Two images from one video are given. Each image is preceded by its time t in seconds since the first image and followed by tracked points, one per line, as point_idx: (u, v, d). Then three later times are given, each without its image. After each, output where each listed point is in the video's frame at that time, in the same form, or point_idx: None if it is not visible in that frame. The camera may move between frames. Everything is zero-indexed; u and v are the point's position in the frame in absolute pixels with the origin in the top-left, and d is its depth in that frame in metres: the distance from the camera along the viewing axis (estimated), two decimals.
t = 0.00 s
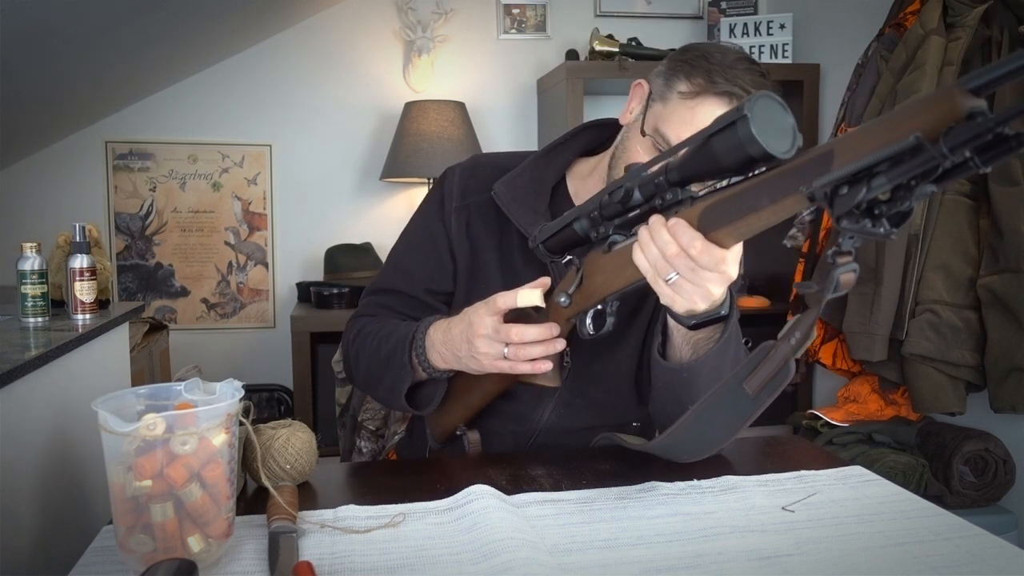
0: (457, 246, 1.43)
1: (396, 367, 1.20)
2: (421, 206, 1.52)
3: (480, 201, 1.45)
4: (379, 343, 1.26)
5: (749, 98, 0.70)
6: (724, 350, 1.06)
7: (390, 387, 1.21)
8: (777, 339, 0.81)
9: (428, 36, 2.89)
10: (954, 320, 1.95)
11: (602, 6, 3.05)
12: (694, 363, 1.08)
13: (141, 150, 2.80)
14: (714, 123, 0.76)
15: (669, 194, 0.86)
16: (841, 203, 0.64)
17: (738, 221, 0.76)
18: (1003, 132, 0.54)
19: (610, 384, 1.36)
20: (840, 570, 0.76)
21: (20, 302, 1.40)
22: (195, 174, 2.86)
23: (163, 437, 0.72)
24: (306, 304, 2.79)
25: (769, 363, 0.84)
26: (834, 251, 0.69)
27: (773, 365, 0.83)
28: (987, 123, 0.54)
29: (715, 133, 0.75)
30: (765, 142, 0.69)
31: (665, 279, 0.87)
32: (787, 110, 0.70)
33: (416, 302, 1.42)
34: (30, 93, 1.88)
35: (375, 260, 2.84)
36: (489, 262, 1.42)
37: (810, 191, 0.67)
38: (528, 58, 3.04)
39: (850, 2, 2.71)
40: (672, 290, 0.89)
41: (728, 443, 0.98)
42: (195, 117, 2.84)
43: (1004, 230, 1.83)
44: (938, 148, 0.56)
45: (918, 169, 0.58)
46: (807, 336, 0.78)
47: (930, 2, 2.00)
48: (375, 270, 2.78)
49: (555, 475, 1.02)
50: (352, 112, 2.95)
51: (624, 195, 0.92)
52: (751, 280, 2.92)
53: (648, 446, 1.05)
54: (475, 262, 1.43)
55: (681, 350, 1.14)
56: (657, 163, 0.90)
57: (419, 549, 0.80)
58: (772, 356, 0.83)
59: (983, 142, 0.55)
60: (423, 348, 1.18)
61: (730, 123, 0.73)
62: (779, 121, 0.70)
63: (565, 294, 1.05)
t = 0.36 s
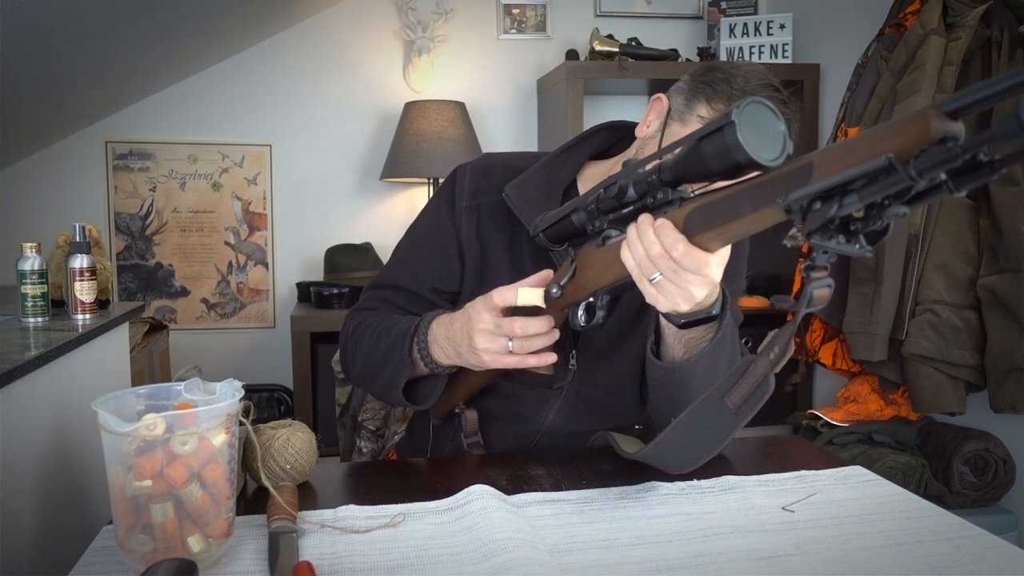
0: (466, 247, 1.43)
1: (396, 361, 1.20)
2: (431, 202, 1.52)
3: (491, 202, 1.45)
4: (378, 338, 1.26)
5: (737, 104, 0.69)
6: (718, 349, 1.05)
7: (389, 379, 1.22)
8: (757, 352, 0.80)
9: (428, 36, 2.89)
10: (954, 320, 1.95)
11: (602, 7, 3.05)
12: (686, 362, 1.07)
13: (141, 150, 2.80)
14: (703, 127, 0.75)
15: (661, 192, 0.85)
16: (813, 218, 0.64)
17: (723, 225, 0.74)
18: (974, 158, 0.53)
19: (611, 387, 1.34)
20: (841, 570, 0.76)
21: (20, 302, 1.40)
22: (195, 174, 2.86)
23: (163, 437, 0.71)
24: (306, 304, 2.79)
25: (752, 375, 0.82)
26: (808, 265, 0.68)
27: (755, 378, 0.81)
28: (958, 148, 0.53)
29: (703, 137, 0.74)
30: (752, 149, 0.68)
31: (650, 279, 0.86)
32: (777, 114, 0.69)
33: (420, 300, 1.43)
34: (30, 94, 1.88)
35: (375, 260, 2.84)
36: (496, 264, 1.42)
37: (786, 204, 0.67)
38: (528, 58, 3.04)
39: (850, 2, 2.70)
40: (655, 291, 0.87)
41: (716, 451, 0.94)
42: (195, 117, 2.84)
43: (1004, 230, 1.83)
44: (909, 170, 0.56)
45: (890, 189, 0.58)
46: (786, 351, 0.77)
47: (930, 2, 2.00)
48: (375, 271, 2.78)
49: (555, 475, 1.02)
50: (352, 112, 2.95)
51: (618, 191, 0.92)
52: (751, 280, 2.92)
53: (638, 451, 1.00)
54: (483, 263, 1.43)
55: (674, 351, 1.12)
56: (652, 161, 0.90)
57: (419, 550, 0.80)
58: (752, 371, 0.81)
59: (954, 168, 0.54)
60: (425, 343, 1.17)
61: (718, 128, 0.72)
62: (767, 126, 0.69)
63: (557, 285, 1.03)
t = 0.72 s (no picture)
0: (467, 249, 1.43)
1: (397, 363, 1.20)
2: (433, 203, 1.52)
3: (493, 204, 1.45)
4: (377, 339, 1.27)
5: (731, 106, 0.68)
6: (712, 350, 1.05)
7: (388, 380, 1.21)
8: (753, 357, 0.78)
9: (428, 36, 2.89)
10: (954, 320, 1.95)
11: (602, 6, 3.05)
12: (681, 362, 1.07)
13: (141, 150, 2.80)
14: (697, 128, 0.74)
15: (655, 194, 0.85)
16: (807, 222, 0.64)
17: (717, 227, 0.75)
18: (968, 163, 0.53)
19: (610, 387, 1.34)
20: (841, 570, 0.76)
21: (20, 302, 1.40)
22: (195, 174, 2.86)
23: (163, 437, 0.71)
24: (306, 304, 2.79)
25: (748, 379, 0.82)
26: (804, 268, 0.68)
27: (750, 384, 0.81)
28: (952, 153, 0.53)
29: (698, 138, 0.73)
30: (748, 153, 0.67)
31: (643, 281, 0.86)
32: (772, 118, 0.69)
33: (422, 301, 1.43)
34: (29, 94, 1.88)
35: (375, 260, 2.84)
36: (497, 266, 1.42)
37: (780, 207, 0.67)
38: (528, 58, 3.04)
39: (850, 2, 2.70)
40: (649, 292, 0.87)
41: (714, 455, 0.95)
42: (195, 117, 2.84)
43: (1004, 230, 1.83)
44: (902, 175, 0.56)
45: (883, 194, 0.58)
46: (781, 357, 0.76)
47: (930, 2, 2.00)
48: (375, 270, 2.78)
49: (555, 475, 1.02)
50: (352, 112, 2.95)
51: (612, 193, 0.92)
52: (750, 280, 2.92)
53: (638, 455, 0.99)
54: (485, 265, 1.43)
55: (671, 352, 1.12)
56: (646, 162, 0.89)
57: (419, 549, 0.80)
58: (748, 374, 0.80)
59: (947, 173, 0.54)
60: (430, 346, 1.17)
61: (712, 129, 0.71)
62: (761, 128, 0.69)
63: (551, 286, 1.02)
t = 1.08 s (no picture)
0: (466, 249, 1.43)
1: (403, 366, 1.20)
2: (432, 204, 1.52)
3: (491, 205, 1.45)
4: (380, 341, 1.27)
5: (738, 105, 0.70)
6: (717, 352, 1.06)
7: (393, 382, 1.21)
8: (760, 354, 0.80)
9: (428, 36, 2.89)
10: (954, 320, 1.95)
11: (602, 6, 3.05)
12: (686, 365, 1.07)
13: (141, 150, 2.80)
14: (701, 129, 0.75)
15: (660, 195, 0.85)
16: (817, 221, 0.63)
17: (723, 229, 0.74)
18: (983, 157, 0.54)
19: (611, 388, 1.35)
20: (840, 570, 0.76)
21: (20, 302, 1.40)
22: (195, 174, 2.86)
23: (163, 437, 0.72)
24: (306, 304, 2.79)
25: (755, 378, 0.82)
26: (812, 268, 0.68)
27: (758, 381, 0.82)
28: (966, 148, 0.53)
29: (705, 138, 0.74)
30: (754, 152, 0.69)
31: (649, 282, 0.86)
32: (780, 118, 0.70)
33: (422, 303, 1.43)
34: (30, 94, 1.88)
35: (375, 260, 2.84)
36: (497, 267, 1.42)
37: (789, 207, 0.66)
38: (529, 58, 3.04)
39: (850, 1, 2.70)
40: (655, 294, 0.87)
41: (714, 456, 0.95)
42: (195, 117, 2.84)
43: (1004, 229, 1.83)
44: (915, 171, 0.56)
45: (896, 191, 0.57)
46: (788, 355, 0.76)
47: (930, 2, 2.00)
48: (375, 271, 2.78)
49: (555, 475, 1.02)
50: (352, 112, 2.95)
51: (616, 194, 0.91)
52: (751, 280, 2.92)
53: (642, 452, 1.00)
54: (484, 266, 1.43)
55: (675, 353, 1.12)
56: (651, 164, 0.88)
57: (419, 549, 0.80)
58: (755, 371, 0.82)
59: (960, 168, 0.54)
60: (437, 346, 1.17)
61: (719, 129, 0.72)
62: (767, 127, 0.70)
63: (555, 289, 1.04)
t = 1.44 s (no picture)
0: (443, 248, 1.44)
1: (412, 372, 1.21)
2: (405, 215, 1.53)
3: (460, 204, 1.46)
4: (384, 347, 1.28)
5: (751, 101, 0.70)
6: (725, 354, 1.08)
7: (401, 391, 1.23)
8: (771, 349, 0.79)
9: (428, 36, 2.90)
10: (954, 320, 1.95)
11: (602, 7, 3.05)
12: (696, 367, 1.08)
13: (141, 150, 2.80)
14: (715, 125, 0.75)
15: (672, 189, 0.84)
16: (836, 219, 0.64)
17: (733, 224, 0.75)
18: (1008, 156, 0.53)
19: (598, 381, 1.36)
20: (841, 570, 0.76)
21: (20, 302, 1.40)
22: (195, 174, 2.85)
23: (163, 437, 0.72)
24: (306, 304, 2.79)
25: (763, 372, 0.81)
26: (828, 267, 0.67)
27: (767, 375, 0.80)
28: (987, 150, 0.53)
29: (719, 133, 0.73)
30: (768, 144, 0.69)
31: (661, 276, 0.86)
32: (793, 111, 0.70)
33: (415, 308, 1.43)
34: (30, 93, 1.88)
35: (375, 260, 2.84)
36: (473, 263, 1.43)
37: (806, 205, 0.66)
38: (529, 58, 3.04)
39: (850, 1, 2.70)
40: (667, 288, 0.88)
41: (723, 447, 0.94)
42: (195, 117, 2.84)
43: (1004, 229, 1.83)
44: (934, 171, 0.55)
45: (915, 191, 0.57)
46: (800, 351, 0.77)
47: (930, 2, 2.00)
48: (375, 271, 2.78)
49: (555, 475, 1.02)
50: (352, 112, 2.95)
51: (627, 188, 0.89)
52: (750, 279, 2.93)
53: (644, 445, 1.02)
54: (462, 264, 1.44)
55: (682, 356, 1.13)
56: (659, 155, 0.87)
57: (419, 549, 0.80)
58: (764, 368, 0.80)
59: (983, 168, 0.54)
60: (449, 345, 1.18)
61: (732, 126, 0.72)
62: (780, 119, 0.70)
63: (564, 283, 1.04)
